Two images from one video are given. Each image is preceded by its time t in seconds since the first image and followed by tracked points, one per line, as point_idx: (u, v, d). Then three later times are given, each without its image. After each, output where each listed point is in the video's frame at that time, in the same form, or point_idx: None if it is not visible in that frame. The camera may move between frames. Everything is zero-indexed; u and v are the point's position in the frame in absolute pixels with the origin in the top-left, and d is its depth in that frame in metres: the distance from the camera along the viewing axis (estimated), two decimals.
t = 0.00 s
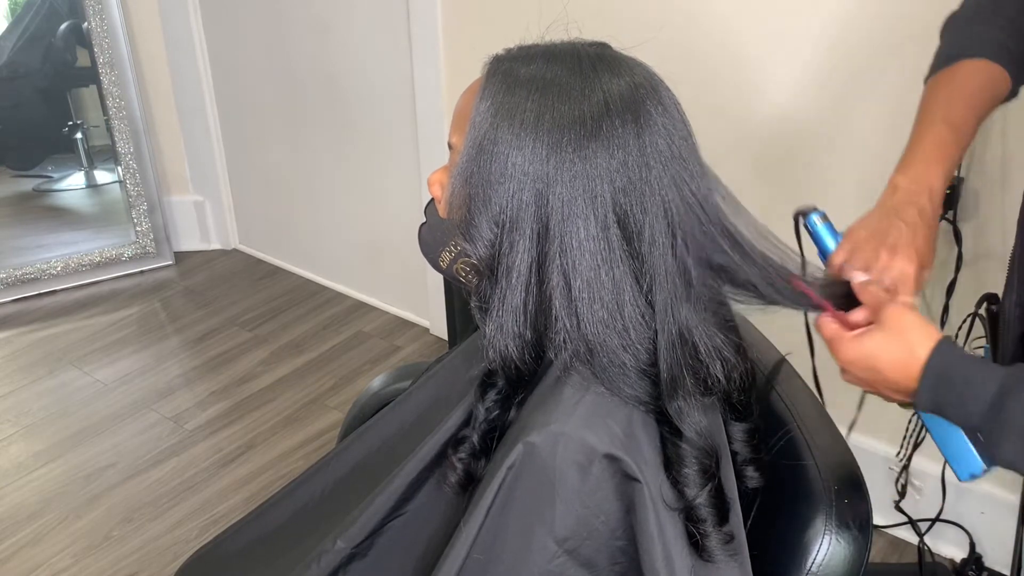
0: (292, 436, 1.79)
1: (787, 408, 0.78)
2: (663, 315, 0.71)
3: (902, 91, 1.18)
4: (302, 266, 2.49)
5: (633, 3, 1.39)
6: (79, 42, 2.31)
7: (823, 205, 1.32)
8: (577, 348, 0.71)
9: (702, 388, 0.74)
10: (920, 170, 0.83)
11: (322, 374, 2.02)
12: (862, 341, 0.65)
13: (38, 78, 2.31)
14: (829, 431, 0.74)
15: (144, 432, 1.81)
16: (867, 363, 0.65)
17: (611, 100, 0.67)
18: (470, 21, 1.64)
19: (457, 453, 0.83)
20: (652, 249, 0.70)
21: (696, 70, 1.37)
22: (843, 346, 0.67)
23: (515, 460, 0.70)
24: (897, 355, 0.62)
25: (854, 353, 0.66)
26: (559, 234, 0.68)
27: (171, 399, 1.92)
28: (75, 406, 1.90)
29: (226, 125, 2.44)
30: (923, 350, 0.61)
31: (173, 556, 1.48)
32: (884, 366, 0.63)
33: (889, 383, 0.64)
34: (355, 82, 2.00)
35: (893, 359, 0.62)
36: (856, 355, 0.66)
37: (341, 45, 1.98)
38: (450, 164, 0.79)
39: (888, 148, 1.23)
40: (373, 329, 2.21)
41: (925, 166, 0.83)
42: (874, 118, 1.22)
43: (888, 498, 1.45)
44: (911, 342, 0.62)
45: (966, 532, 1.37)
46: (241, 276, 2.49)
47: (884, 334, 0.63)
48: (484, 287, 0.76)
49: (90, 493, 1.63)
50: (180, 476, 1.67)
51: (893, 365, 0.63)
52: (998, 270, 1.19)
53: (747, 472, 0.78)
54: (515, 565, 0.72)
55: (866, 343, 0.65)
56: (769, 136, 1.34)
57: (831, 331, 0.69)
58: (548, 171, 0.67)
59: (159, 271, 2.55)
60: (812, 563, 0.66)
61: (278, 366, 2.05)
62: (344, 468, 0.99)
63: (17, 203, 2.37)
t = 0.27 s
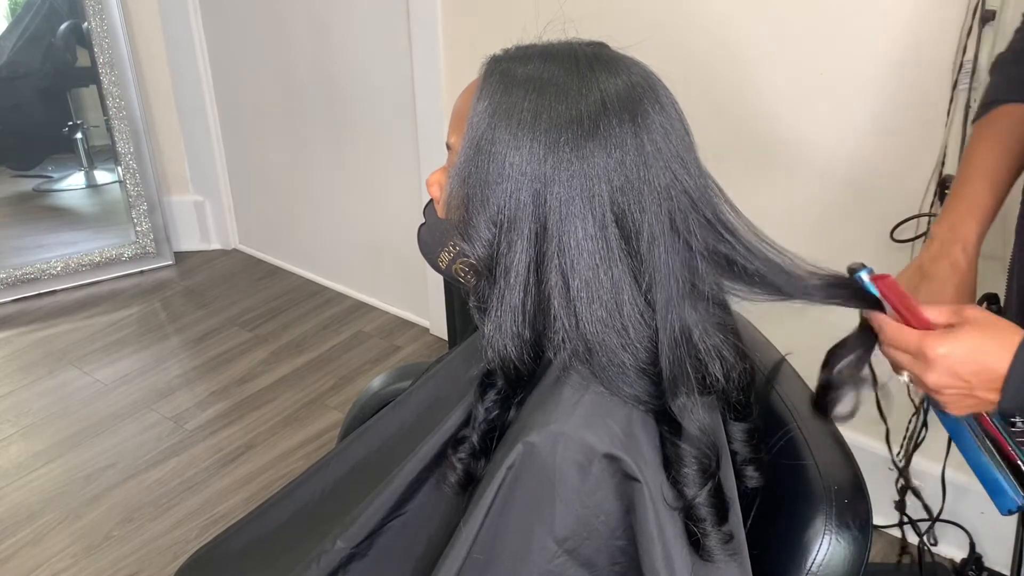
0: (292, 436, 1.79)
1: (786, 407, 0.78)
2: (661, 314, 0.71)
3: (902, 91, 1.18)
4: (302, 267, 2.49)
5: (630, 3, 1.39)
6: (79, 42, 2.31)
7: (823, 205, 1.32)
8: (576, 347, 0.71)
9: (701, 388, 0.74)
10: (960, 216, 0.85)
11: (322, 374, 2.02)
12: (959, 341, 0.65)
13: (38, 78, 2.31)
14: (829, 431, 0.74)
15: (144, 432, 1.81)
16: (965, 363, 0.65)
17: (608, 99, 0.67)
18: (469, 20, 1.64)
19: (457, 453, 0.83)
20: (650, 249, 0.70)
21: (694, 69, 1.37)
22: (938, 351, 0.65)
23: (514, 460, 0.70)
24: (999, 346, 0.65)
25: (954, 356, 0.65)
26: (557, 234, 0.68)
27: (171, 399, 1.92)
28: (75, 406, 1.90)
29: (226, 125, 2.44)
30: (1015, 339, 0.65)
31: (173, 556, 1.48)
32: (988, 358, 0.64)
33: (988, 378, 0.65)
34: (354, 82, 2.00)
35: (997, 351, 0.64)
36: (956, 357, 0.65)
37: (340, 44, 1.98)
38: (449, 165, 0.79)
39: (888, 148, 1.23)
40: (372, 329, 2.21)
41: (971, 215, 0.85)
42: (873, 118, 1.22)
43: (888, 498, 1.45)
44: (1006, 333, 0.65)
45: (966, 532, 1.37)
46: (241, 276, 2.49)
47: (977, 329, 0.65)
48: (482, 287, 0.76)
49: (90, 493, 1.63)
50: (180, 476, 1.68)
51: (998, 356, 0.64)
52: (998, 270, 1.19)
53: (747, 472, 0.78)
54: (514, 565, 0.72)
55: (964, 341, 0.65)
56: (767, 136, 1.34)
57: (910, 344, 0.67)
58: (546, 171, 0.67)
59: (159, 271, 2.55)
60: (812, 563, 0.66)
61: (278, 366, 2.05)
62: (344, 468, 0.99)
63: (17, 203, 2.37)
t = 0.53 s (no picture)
0: (292, 436, 1.79)
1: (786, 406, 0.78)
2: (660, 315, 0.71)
3: (902, 91, 1.18)
4: (302, 267, 2.49)
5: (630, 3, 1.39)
6: (79, 42, 2.31)
7: (823, 205, 1.32)
8: (575, 347, 0.71)
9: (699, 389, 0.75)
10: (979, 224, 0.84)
11: (322, 373, 2.02)
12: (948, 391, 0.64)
13: (38, 78, 2.31)
14: (829, 429, 0.74)
15: (144, 432, 1.81)
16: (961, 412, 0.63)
17: (608, 99, 0.67)
18: (469, 20, 1.64)
19: (457, 453, 0.84)
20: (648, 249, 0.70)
21: (693, 69, 1.37)
22: (929, 402, 0.64)
23: (515, 460, 0.70)
24: (986, 399, 0.64)
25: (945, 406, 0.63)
26: (556, 234, 0.68)
27: (171, 399, 1.92)
28: (75, 406, 1.90)
29: (226, 125, 2.44)
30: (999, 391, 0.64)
31: (173, 556, 1.48)
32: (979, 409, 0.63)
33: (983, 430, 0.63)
34: (354, 82, 2.00)
35: (985, 403, 0.63)
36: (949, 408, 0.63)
37: (340, 44, 1.98)
38: (448, 164, 0.79)
39: (888, 147, 1.22)
40: (372, 329, 2.21)
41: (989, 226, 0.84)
42: (873, 118, 1.22)
43: (888, 499, 1.45)
44: (990, 387, 0.65)
45: (966, 532, 1.37)
46: (241, 276, 2.50)
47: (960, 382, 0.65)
48: (482, 287, 0.76)
49: (90, 493, 1.63)
50: (180, 476, 1.67)
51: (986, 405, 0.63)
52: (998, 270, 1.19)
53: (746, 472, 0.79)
54: (515, 566, 0.72)
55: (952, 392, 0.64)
56: (765, 136, 1.34)
57: (902, 401, 0.65)
58: (545, 171, 0.67)
59: (159, 271, 2.55)
60: (812, 563, 0.66)
61: (278, 366, 2.05)
62: (344, 468, 0.99)
63: (17, 203, 2.37)
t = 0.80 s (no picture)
0: (292, 436, 1.79)
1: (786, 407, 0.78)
2: (659, 315, 0.71)
3: (902, 92, 1.18)
4: (302, 267, 2.49)
5: (630, 4, 1.39)
6: (79, 42, 2.31)
7: (823, 205, 1.32)
8: (575, 348, 0.71)
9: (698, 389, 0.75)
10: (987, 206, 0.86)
11: (322, 374, 2.02)
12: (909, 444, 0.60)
13: (38, 78, 2.31)
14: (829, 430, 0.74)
15: (144, 432, 1.81)
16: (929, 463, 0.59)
17: (607, 100, 0.67)
18: (469, 21, 1.64)
19: (457, 453, 0.84)
20: (648, 249, 0.70)
21: (693, 70, 1.37)
22: (894, 460, 0.59)
23: (515, 460, 0.70)
24: (951, 446, 0.59)
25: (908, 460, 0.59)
26: (556, 234, 0.68)
27: (171, 399, 1.92)
28: (75, 406, 1.90)
29: (226, 125, 2.44)
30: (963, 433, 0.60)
31: (173, 556, 1.48)
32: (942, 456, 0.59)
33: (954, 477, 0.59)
34: (354, 82, 2.00)
35: (951, 451, 0.59)
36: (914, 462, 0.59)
37: (340, 44, 1.98)
38: (448, 164, 0.79)
39: (888, 148, 1.22)
40: (372, 329, 2.21)
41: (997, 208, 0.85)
42: (873, 119, 1.22)
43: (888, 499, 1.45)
44: (951, 430, 0.60)
45: (966, 532, 1.37)
46: (241, 276, 2.50)
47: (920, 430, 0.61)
48: (481, 287, 0.76)
49: (90, 493, 1.63)
50: (180, 476, 1.67)
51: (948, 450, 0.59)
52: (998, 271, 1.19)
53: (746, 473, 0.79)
54: (515, 566, 0.72)
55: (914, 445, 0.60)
56: (765, 136, 1.34)
57: (865, 462, 0.60)
58: (545, 171, 0.67)
59: (159, 271, 2.55)
60: (812, 563, 0.66)
61: (278, 366, 2.05)
62: (345, 468, 0.99)
63: (17, 203, 2.37)
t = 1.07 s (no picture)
0: (292, 436, 1.79)
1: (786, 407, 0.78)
2: (658, 315, 0.71)
3: (902, 92, 1.18)
4: (302, 267, 2.49)
5: (630, 4, 1.39)
6: (79, 42, 2.31)
7: (823, 205, 1.32)
8: (574, 348, 0.71)
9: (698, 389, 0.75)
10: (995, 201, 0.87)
11: (322, 374, 2.02)
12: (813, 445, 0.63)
13: (38, 78, 2.31)
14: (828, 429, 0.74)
15: (144, 432, 1.81)
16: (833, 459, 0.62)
17: (607, 100, 0.67)
18: (469, 21, 1.64)
19: (457, 453, 0.84)
20: (647, 249, 0.70)
21: (693, 70, 1.37)
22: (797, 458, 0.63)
23: (516, 460, 0.70)
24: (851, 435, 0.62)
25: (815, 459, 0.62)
26: (555, 234, 0.68)
27: (171, 399, 1.92)
28: (75, 406, 1.90)
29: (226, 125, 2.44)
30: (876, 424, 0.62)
31: (173, 556, 1.48)
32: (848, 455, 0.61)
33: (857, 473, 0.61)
34: (354, 82, 2.00)
35: (850, 440, 0.62)
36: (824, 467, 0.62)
37: (340, 45, 1.98)
38: (447, 164, 0.79)
39: (888, 148, 1.22)
40: (373, 329, 2.21)
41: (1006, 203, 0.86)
42: (874, 118, 1.22)
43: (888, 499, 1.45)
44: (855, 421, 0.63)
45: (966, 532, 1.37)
46: (241, 276, 2.50)
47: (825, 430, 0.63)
48: (481, 287, 0.76)
49: (90, 493, 1.63)
50: (180, 476, 1.67)
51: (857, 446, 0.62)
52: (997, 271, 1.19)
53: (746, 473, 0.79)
54: (515, 565, 0.72)
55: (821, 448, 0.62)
56: (765, 136, 1.34)
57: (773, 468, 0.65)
58: (544, 171, 0.67)
59: (159, 271, 2.55)
60: (812, 563, 0.66)
61: (278, 366, 2.05)
62: (345, 468, 0.99)
63: (17, 203, 2.37)
